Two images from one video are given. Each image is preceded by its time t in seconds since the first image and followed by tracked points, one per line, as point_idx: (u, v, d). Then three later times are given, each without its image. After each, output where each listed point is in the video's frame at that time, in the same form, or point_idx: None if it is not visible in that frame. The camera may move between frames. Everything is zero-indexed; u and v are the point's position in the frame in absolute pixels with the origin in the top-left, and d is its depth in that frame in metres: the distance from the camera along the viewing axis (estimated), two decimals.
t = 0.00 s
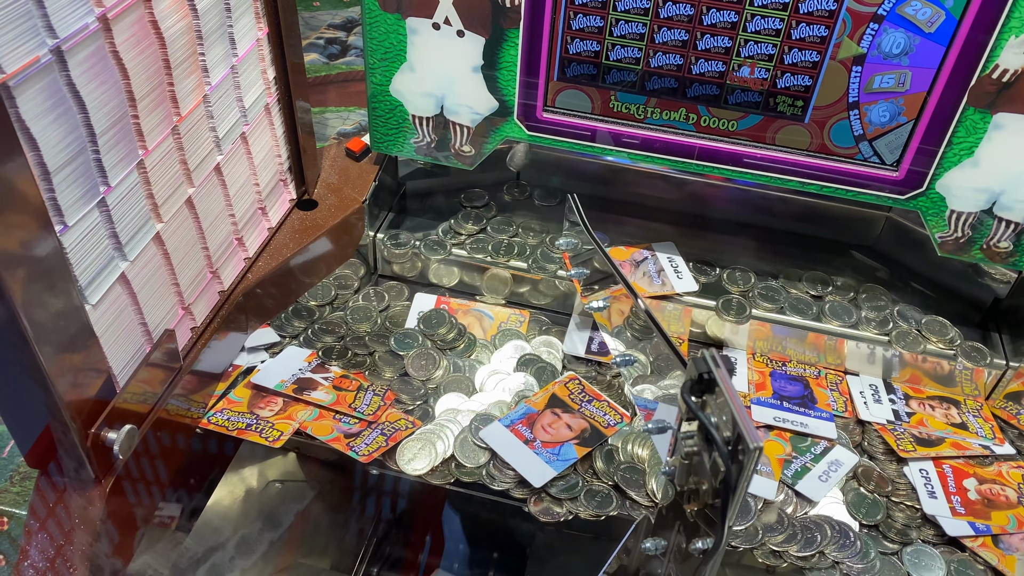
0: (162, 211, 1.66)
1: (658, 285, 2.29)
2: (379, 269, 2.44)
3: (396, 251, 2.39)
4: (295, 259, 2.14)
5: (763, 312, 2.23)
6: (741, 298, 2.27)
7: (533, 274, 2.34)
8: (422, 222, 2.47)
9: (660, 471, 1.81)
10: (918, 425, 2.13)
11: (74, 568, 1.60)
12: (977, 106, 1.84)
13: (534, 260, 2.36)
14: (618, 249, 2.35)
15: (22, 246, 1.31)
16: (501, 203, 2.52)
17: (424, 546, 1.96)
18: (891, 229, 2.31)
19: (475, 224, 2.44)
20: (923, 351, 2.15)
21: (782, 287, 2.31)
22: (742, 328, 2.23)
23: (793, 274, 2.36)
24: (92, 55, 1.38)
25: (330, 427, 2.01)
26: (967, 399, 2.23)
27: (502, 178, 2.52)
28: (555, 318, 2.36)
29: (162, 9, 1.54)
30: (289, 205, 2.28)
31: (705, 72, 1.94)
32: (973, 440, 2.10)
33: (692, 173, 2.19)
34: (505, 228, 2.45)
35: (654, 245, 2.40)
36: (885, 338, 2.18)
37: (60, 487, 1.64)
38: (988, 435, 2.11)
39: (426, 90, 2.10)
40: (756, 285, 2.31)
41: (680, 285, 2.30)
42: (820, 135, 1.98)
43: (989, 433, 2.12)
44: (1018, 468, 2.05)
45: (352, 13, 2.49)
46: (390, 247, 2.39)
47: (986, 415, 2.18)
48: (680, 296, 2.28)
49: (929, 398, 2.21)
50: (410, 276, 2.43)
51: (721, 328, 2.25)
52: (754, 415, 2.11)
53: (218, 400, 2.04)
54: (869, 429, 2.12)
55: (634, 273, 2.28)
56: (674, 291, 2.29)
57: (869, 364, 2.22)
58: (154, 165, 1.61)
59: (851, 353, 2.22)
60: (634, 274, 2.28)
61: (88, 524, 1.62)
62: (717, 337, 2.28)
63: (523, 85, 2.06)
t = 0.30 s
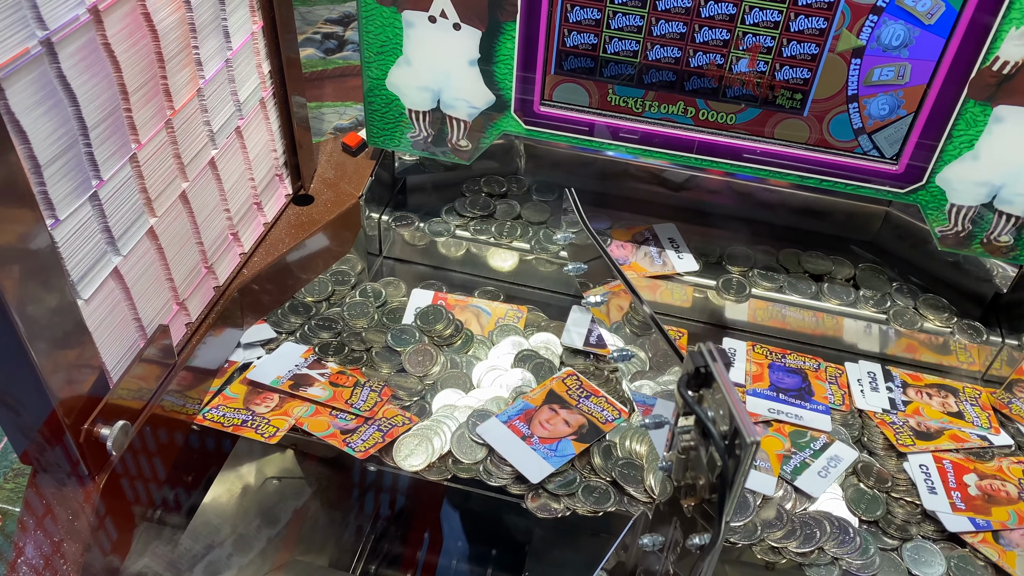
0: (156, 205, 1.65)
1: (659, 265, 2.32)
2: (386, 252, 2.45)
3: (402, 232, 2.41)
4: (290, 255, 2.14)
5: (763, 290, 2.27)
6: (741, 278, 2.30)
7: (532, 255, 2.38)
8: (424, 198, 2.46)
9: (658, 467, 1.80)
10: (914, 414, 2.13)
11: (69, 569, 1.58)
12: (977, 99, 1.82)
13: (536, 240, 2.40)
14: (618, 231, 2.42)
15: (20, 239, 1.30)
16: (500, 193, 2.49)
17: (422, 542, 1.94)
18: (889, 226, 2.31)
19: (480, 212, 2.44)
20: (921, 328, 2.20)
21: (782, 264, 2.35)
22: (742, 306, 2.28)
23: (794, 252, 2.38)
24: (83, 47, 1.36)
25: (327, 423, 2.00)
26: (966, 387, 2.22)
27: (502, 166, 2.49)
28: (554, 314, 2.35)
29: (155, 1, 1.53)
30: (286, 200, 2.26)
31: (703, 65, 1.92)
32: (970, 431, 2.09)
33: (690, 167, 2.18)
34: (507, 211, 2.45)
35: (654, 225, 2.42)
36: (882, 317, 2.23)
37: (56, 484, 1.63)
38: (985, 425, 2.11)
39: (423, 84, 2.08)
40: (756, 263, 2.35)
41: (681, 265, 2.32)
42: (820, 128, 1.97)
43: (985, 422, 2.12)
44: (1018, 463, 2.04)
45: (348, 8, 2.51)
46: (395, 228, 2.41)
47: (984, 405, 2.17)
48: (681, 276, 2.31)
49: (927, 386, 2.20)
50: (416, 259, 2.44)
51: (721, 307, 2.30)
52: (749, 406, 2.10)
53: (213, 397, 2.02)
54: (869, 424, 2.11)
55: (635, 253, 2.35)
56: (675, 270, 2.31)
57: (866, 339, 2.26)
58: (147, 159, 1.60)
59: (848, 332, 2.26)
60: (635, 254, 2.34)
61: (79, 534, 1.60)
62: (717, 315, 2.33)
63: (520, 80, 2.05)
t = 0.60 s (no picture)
0: (154, 205, 1.66)
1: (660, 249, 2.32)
2: (393, 236, 2.47)
3: (408, 221, 2.42)
4: (289, 254, 2.14)
5: (761, 273, 2.28)
6: (739, 260, 2.31)
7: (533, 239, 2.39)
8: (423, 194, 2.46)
9: (655, 464, 1.80)
10: (912, 412, 2.13)
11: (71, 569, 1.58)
12: (974, 97, 1.82)
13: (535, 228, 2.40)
14: (620, 215, 2.43)
15: (18, 239, 1.31)
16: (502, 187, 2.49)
17: (422, 541, 1.96)
18: (887, 224, 2.32)
19: (486, 208, 2.43)
20: (915, 309, 2.21)
21: (779, 248, 2.35)
22: (740, 289, 2.28)
23: (791, 236, 2.38)
24: (79, 48, 1.37)
25: (325, 422, 2.00)
26: (963, 385, 2.22)
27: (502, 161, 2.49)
28: (553, 312, 2.35)
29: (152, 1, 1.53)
30: (284, 200, 2.26)
31: (700, 64, 1.93)
32: (967, 428, 2.10)
33: (688, 166, 2.18)
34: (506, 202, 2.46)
35: (655, 210, 2.42)
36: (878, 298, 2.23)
37: (56, 484, 1.63)
38: (982, 423, 2.11)
39: (420, 84, 2.09)
40: (754, 247, 2.36)
41: (682, 248, 2.33)
42: (816, 127, 1.97)
43: (982, 420, 2.12)
44: (1015, 461, 2.04)
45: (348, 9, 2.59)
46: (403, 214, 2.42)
47: (981, 403, 2.17)
48: (681, 260, 2.31)
49: (925, 384, 2.21)
50: (422, 245, 2.47)
51: (720, 290, 2.30)
52: (747, 405, 2.10)
53: (212, 396, 2.03)
54: (866, 422, 2.11)
55: (635, 238, 2.35)
56: (676, 254, 2.31)
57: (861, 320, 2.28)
58: (145, 159, 1.60)
59: (843, 313, 2.28)
60: (636, 238, 2.35)
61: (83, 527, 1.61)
62: (716, 299, 2.32)
63: (517, 79, 2.05)
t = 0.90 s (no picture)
0: (152, 205, 1.66)
1: (662, 237, 2.33)
2: (396, 226, 2.47)
3: (413, 212, 2.43)
4: (286, 254, 2.14)
5: (761, 262, 2.30)
6: (739, 249, 2.33)
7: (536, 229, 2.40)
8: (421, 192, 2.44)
9: (654, 462, 1.81)
10: (911, 409, 2.13)
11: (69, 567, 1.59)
12: (973, 95, 1.82)
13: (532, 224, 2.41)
14: (622, 206, 2.42)
15: (17, 239, 1.31)
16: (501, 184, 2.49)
17: (422, 539, 1.95)
18: (885, 222, 2.33)
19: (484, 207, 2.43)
20: (912, 296, 2.23)
21: (778, 237, 2.37)
22: (739, 278, 2.31)
23: (790, 226, 2.40)
24: (77, 48, 1.37)
25: (325, 421, 2.00)
26: (963, 382, 2.21)
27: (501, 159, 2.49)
28: (553, 310, 2.35)
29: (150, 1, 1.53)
30: (283, 199, 2.27)
31: (698, 62, 1.92)
32: (966, 426, 2.10)
33: (688, 164, 2.18)
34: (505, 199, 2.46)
35: (655, 199, 2.41)
36: (876, 286, 2.25)
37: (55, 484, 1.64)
38: (982, 420, 2.11)
39: (419, 83, 2.09)
40: (754, 237, 2.37)
41: (684, 236, 2.34)
42: (815, 125, 1.97)
43: (982, 417, 2.12)
44: (1015, 458, 2.04)
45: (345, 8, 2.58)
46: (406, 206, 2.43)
47: (981, 400, 2.17)
48: (683, 248, 2.32)
49: (924, 381, 2.21)
50: (427, 234, 2.46)
51: (720, 279, 2.33)
52: (746, 403, 2.10)
53: (211, 395, 2.03)
54: (866, 420, 2.12)
55: (638, 227, 2.35)
56: (677, 243, 2.33)
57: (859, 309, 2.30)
58: (144, 158, 1.60)
59: (842, 303, 2.30)
60: (639, 228, 2.35)
61: (80, 528, 1.62)
62: (717, 287, 2.35)
63: (516, 78, 2.05)
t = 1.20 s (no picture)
0: (153, 202, 1.66)
1: (663, 236, 2.34)
2: (396, 225, 2.48)
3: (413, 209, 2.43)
4: (287, 252, 2.14)
5: (761, 260, 2.29)
6: (739, 246, 2.33)
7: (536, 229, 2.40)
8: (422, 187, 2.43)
9: (655, 459, 1.81)
10: (912, 406, 2.13)
11: (69, 565, 1.59)
12: (973, 91, 1.82)
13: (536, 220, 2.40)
14: (621, 205, 2.43)
15: (18, 237, 1.31)
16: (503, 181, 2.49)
17: (422, 537, 1.93)
18: (886, 218, 2.31)
19: (485, 207, 2.41)
20: (913, 294, 2.22)
21: (779, 235, 2.37)
22: (740, 275, 2.30)
23: (790, 225, 2.39)
24: (77, 45, 1.36)
25: (325, 419, 2.00)
26: (964, 378, 2.22)
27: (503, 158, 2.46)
28: (554, 308, 2.35)
29: None
30: (283, 196, 2.27)
31: (699, 58, 1.92)
32: (968, 423, 2.09)
33: (689, 161, 2.18)
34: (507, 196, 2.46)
35: (656, 197, 2.42)
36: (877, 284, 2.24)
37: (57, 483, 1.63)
38: (983, 417, 2.11)
39: (419, 80, 2.08)
40: (755, 235, 2.37)
41: (684, 235, 2.34)
42: (816, 121, 1.97)
43: (983, 414, 2.12)
44: (1016, 454, 2.03)
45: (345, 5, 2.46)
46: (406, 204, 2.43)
47: (982, 396, 2.17)
48: (683, 247, 2.32)
49: (925, 378, 2.21)
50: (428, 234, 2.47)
51: (720, 277, 2.32)
52: (747, 400, 2.10)
53: (212, 393, 2.03)
54: (867, 416, 2.12)
55: (638, 226, 2.36)
56: (677, 242, 2.33)
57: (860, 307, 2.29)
58: (144, 156, 1.60)
59: (843, 301, 2.29)
60: (639, 227, 2.36)
61: (81, 525, 1.62)
62: (716, 285, 2.35)
63: (516, 76, 2.05)
